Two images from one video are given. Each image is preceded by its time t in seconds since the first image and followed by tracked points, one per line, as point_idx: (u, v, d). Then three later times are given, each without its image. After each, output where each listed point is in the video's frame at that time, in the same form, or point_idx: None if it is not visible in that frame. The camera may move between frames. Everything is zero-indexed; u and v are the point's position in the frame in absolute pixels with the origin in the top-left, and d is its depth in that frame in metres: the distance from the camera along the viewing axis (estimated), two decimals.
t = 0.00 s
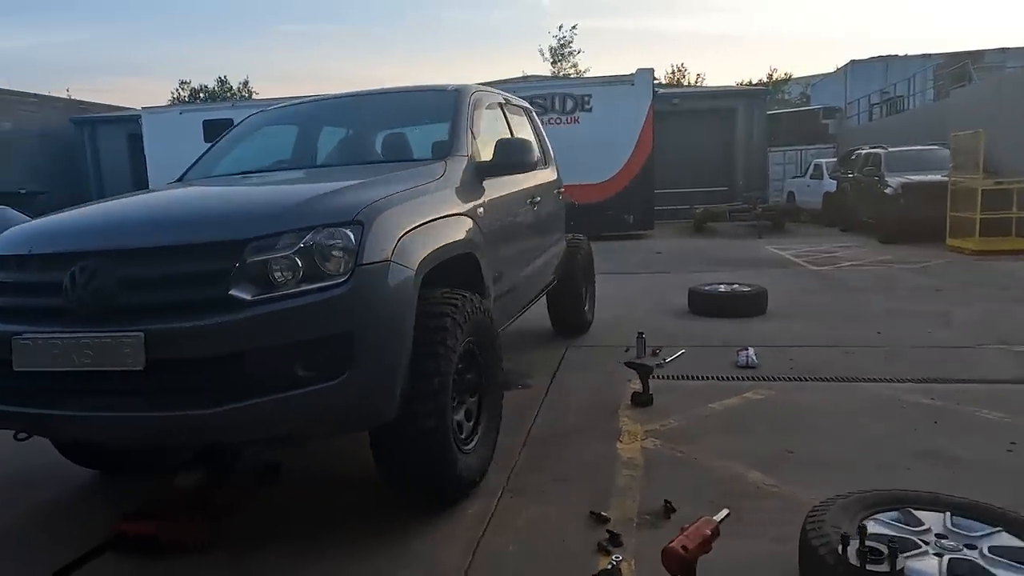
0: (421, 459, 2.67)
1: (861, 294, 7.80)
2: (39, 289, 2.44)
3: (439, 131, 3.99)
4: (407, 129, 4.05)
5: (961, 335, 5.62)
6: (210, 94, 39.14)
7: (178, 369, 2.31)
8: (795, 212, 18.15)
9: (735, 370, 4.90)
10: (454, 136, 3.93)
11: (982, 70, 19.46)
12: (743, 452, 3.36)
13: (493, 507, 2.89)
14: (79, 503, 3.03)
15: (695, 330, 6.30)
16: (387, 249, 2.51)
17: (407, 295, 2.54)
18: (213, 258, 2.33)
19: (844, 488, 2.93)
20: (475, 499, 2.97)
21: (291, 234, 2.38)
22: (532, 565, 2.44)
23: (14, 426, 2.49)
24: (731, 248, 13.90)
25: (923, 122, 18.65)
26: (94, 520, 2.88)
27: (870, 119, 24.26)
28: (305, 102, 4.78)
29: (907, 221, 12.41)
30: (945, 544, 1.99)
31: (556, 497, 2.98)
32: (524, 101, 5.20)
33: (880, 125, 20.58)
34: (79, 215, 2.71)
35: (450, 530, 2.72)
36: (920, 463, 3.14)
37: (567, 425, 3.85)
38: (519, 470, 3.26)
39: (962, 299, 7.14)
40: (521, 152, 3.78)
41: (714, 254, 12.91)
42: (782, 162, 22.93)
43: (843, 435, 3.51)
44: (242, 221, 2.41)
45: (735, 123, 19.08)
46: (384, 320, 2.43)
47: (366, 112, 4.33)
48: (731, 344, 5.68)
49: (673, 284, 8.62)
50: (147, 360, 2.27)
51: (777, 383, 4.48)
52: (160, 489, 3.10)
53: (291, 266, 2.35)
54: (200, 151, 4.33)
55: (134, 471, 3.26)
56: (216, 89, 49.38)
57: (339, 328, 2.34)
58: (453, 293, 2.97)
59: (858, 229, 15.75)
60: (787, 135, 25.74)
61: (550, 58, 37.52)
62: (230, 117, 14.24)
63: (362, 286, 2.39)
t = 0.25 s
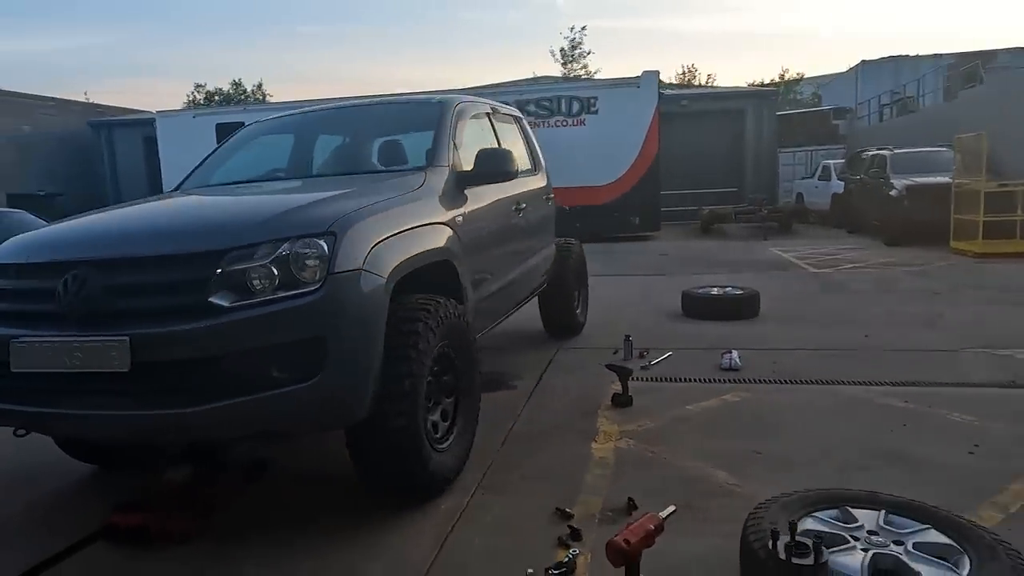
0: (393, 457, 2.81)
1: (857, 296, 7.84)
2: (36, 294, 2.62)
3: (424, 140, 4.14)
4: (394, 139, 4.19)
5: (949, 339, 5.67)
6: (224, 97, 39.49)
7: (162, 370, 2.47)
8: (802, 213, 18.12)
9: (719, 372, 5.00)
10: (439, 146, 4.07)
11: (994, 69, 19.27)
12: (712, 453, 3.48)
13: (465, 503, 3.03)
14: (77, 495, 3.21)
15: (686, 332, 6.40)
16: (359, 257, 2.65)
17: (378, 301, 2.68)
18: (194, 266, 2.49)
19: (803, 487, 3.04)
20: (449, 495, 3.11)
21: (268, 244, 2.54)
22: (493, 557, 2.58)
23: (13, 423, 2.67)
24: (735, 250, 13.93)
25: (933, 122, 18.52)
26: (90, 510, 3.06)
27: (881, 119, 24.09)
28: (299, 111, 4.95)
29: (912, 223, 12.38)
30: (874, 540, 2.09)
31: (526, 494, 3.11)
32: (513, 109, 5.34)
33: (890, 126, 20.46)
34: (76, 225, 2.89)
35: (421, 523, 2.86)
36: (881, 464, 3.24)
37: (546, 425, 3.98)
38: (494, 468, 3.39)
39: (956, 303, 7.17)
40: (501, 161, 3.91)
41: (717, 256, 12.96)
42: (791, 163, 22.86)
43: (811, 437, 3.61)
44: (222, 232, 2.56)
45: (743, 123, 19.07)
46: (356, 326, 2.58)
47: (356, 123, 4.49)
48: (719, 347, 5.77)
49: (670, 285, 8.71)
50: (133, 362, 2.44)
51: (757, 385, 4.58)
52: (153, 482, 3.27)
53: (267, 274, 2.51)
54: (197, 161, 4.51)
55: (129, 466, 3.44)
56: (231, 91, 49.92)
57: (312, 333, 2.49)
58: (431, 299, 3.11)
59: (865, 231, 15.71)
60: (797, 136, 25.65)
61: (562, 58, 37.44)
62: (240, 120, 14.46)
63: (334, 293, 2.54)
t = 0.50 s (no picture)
0: (399, 450, 2.95)
1: (881, 296, 7.76)
2: (70, 293, 2.82)
3: (438, 143, 4.27)
4: (408, 143, 4.33)
5: (969, 339, 5.61)
6: (259, 96, 40.34)
7: (182, 364, 2.64)
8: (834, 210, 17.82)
9: (731, 371, 5.04)
10: (451, 149, 4.19)
11: None
12: (714, 450, 3.54)
13: (469, 494, 3.16)
14: (108, 481, 3.42)
15: (703, 331, 6.43)
16: (366, 258, 2.79)
17: (384, 300, 2.82)
18: (212, 267, 2.65)
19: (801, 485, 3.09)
20: (455, 487, 3.24)
21: (280, 246, 2.69)
22: (492, 546, 2.69)
23: (48, 412, 2.88)
24: (763, 248, 13.80)
25: (972, 116, 18.04)
26: (120, 494, 3.26)
27: (918, 113, 23.52)
28: (320, 116, 5.13)
29: (945, 220, 12.12)
30: (855, 535, 2.15)
31: (529, 487, 3.22)
32: (528, 111, 5.45)
33: (927, 120, 19.97)
34: (106, 228, 3.09)
35: (426, 513, 3.00)
36: (882, 464, 3.27)
37: (555, 421, 4.08)
38: (500, 461, 3.51)
39: (983, 303, 7.05)
40: (511, 162, 4.02)
41: (743, 254, 12.86)
42: (824, 159, 22.47)
43: (815, 436, 3.65)
44: (239, 235, 2.73)
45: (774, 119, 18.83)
46: (362, 324, 2.72)
47: (373, 126, 4.64)
48: (734, 346, 5.80)
49: (691, 284, 8.72)
50: (155, 356, 2.62)
51: (767, 385, 4.61)
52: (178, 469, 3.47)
53: (280, 274, 2.66)
54: (222, 165, 4.71)
55: (156, 454, 3.65)
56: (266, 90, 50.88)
57: (320, 330, 2.64)
58: (438, 298, 3.24)
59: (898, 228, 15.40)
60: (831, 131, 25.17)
61: (591, 54, 37.32)
62: (272, 119, 14.80)
63: (342, 292, 2.68)
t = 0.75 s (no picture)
0: (424, 430, 3.07)
1: (921, 289, 7.59)
2: (119, 278, 3.02)
3: (466, 135, 4.38)
4: (438, 136, 4.44)
5: (1010, 333, 5.47)
6: (303, 94, 41.27)
7: (220, 344, 2.81)
8: (880, 203, 17.36)
9: (759, 362, 5.03)
10: (480, 142, 4.29)
11: None
12: (735, 438, 3.58)
13: (491, 475, 3.27)
14: (154, 456, 3.64)
15: (734, 323, 6.41)
16: (392, 246, 2.92)
17: (409, 286, 2.94)
18: (248, 253, 2.81)
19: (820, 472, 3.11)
20: (478, 468, 3.35)
21: (311, 234, 2.83)
22: (510, 523, 2.80)
23: (100, 389, 3.09)
24: (803, 241, 13.55)
25: None
26: (164, 468, 3.47)
27: (971, 102, 22.68)
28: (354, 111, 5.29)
29: (996, 213, 11.72)
30: (862, 517, 2.19)
31: (550, 469, 3.31)
32: (557, 104, 5.52)
33: (981, 110, 19.26)
34: (152, 217, 3.29)
35: (449, 491, 3.12)
36: (905, 454, 3.26)
37: (579, 408, 4.16)
38: (523, 445, 3.61)
39: None
40: (537, 154, 4.11)
41: (782, 248, 12.67)
42: (870, 151, 21.87)
43: (839, 426, 3.64)
44: (272, 223, 2.88)
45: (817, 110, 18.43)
46: (388, 308, 2.85)
47: (405, 121, 4.78)
48: (764, 338, 5.77)
49: (725, 277, 8.66)
50: (195, 337, 2.79)
51: (795, 376, 4.60)
52: (218, 447, 3.66)
53: (310, 260, 2.81)
54: (261, 159, 4.91)
55: (198, 433, 3.85)
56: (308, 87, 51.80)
57: (348, 314, 2.78)
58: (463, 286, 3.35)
59: (946, 221, 14.93)
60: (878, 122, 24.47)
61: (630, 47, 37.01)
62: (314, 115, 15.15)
63: (368, 278, 2.81)
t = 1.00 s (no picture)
0: (461, 417, 3.22)
1: (968, 286, 7.42)
2: (180, 271, 3.25)
3: (504, 134, 4.50)
4: (477, 134, 4.58)
5: None
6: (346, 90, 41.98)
7: (272, 333, 3.01)
8: (931, 197, 16.86)
9: (794, 357, 5.04)
10: (517, 141, 4.41)
11: None
12: (766, 431, 3.63)
13: (524, 461, 3.40)
14: (210, 438, 3.89)
15: (771, 319, 6.40)
16: (431, 242, 3.07)
17: (447, 280, 3.09)
18: (298, 248, 3.00)
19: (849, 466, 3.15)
20: (512, 455, 3.49)
21: (356, 230, 3.00)
22: (542, 506, 2.93)
23: (162, 374, 3.33)
24: (848, 236, 13.29)
25: None
26: (219, 449, 3.71)
27: None
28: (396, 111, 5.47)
29: None
30: (883, 507, 2.26)
31: (582, 457, 3.43)
32: (594, 101, 5.60)
33: None
34: (210, 214, 3.52)
35: (485, 476, 3.27)
36: (937, 450, 3.28)
37: (612, 400, 4.26)
38: (556, 434, 3.74)
39: None
40: (573, 152, 4.21)
41: (826, 243, 12.45)
42: (921, 143, 21.22)
43: (871, 422, 3.67)
44: (320, 220, 3.06)
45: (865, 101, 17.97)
46: (427, 301, 3.01)
47: (444, 120, 4.93)
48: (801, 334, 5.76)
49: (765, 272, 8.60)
50: (249, 326, 2.99)
51: (830, 372, 4.61)
52: (269, 430, 3.89)
53: (355, 255, 2.98)
54: (308, 158, 5.12)
55: (250, 417, 4.09)
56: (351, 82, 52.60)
57: (390, 306, 2.94)
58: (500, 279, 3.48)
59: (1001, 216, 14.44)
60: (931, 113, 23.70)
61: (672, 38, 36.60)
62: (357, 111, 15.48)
63: (409, 272, 2.97)
